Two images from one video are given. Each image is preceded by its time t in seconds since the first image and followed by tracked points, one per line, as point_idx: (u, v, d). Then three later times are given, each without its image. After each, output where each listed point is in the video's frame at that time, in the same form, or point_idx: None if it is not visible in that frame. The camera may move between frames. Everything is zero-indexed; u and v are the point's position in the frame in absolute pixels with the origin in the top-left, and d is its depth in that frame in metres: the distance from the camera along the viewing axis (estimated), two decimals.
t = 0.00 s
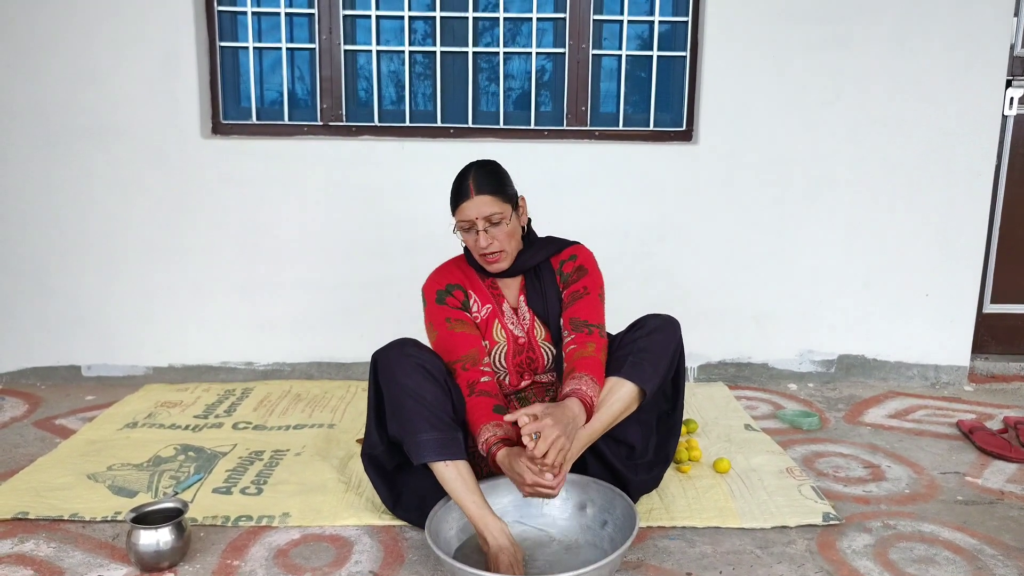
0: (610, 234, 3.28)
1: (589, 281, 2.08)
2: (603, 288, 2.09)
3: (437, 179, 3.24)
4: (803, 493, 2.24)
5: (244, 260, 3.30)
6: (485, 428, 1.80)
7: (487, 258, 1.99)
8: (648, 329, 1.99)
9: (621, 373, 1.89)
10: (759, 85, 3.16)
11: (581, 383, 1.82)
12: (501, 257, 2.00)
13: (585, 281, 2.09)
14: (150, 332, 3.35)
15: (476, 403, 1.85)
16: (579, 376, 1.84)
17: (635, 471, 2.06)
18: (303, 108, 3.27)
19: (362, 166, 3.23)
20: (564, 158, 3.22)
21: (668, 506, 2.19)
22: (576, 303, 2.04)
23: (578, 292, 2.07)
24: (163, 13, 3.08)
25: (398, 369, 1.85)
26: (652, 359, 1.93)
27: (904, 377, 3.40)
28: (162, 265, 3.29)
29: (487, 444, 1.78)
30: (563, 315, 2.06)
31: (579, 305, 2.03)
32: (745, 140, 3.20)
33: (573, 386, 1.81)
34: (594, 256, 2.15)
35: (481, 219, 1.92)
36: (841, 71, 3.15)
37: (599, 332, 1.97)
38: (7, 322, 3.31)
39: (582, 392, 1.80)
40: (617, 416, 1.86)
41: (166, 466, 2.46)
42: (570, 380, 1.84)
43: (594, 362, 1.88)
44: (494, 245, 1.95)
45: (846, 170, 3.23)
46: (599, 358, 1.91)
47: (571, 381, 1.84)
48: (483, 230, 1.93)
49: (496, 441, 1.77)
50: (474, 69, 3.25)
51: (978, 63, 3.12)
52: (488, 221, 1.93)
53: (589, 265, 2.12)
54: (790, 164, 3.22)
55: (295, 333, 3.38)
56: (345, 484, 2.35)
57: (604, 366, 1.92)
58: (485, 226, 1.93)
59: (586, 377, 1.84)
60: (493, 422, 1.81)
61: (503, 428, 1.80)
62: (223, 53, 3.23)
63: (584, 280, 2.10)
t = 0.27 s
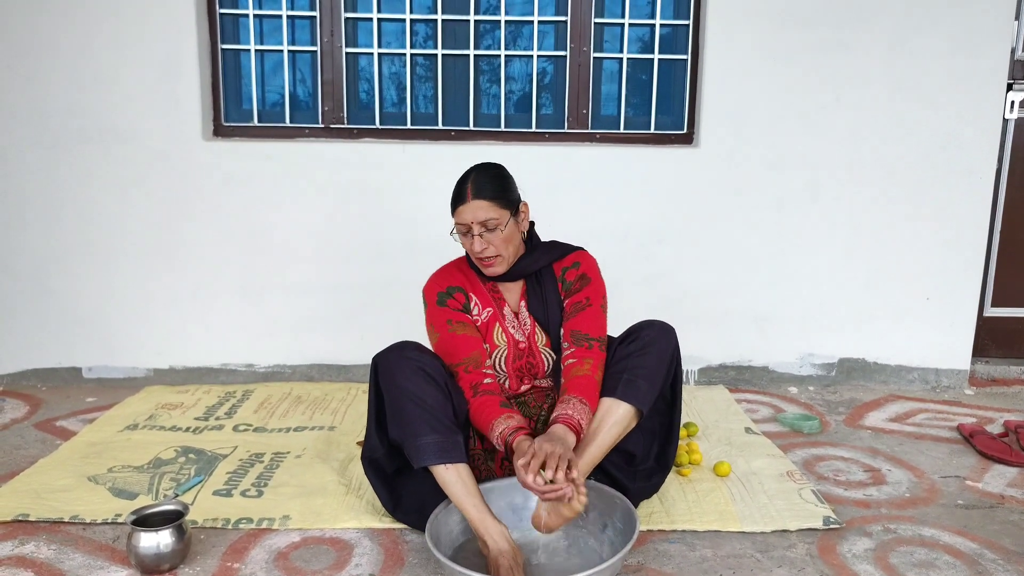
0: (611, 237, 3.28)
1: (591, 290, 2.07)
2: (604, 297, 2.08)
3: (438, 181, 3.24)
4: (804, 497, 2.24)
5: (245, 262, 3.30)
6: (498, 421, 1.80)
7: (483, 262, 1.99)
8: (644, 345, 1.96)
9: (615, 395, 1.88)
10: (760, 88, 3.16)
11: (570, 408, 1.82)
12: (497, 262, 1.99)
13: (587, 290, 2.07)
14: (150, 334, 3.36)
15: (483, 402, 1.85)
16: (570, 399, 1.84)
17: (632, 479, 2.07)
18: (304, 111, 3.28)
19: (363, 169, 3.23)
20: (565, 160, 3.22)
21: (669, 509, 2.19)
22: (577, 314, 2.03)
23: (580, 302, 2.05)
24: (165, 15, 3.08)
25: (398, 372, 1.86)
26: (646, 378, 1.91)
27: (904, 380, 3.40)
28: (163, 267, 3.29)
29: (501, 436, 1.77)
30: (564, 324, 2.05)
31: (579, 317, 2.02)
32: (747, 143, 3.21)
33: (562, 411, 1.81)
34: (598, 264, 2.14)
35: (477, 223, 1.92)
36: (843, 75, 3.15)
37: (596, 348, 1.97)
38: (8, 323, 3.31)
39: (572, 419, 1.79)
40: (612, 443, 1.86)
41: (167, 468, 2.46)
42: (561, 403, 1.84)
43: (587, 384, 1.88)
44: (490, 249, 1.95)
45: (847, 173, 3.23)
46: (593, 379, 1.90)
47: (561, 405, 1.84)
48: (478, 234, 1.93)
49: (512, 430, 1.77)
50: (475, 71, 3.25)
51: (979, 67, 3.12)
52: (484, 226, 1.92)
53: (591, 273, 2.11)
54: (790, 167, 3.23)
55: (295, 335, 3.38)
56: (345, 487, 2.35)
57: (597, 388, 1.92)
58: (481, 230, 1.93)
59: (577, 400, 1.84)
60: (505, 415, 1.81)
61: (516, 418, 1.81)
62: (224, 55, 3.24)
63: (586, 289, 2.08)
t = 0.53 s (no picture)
0: (613, 239, 3.28)
1: (594, 293, 2.07)
2: (607, 300, 2.08)
3: (440, 183, 3.25)
4: (806, 500, 2.24)
5: (247, 263, 3.30)
6: (491, 433, 1.80)
7: (489, 262, 2.00)
8: (647, 373, 1.94)
9: (617, 423, 1.86)
10: (762, 90, 3.16)
11: (563, 413, 1.85)
12: (504, 261, 2.00)
13: (590, 293, 2.08)
14: (153, 335, 3.36)
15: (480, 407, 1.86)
16: (566, 404, 1.87)
17: (627, 491, 2.08)
18: (307, 112, 3.29)
19: (365, 170, 3.24)
20: (567, 162, 3.23)
21: (670, 511, 2.19)
22: (579, 320, 2.03)
23: (583, 306, 2.06)
24: (169, 17, 3.09)
25: (399, 374, 1.87)
26: (649, 404, 1.90)
27: (906, 383, 3.40)
28: (166, 268, 3.30)
29: (493, 448, 1.78)
30: (567, 329, 2.05)
31: (583, 322, 2.02)
32: (749, 145, 3.21)
33: (556, 415, 1.85)
34: (602, 266, 2.15)
35: (484, 221, 1.94)
36: (845, 77, 3.15)
37: (598, 354, 1.98)
38: (12, 324, 3.32)
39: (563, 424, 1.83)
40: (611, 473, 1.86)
41: (170, 469, 2.46)
42: (557, 406, 1.88)
43: (586, 389, 1.91)
44: (497, 248, 1.96)
45: (849, 175, 3.23)
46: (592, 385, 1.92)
47: (557, 408, 1.88)
48: (486, 232, 1.94)
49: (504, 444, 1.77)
50: (477, 73, 3.26)
51: (981, 70, 3.13)
52: (492, 224, 1.94)
53: (594, 275, 2.11)
54: (792, 169, 3.23)
55: (298, 337, 3.39)
56: (347, 488, 2.35)
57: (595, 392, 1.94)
58: (489, 228, 1.94)
59: (572, 406, 1.87)
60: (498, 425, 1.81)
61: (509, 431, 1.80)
62: (228, 57, 3.25)
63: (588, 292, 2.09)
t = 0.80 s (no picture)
0: (613, 238, 3.28)
1: (600, 309, 2.04)
2: (613, 317, 2.05)
3: (440, 183, 3.25)
4: (805, 499, 2.24)
5: (248, 262, 3.31)
6: (503, 442, 1.79)
7: (502, 269, 1.96)
8: (650, 383, 1.94)
9: (619, 433, 1.88)
10: (763, 91, 3.17)
11: (581, 453, 1.79)
12: (517, 270, 1.97)
13: (596, 309, 2.04)
14: (154, 335, 3.36)
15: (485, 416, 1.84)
16: (580, 440, 1.81)
17: (631, 498, 2.10)
18: (308, 112, 3.29)
19: (366, 170, 3.24)
20: (567, 162, 3.23)
21: (670, 511, 2.20)
22: (583, 335, 1.99)
23: (587, 321, 2.02)
24: (169, 17, 3.10)
25: (387, 380, 1.88)
26: (652, 413, 1.92)
27: (906, 383, 3.40)
28: (166, 267, 3.30)
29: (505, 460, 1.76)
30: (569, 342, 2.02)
31: (586, 337, 1.98)
32: (749, 145, 3.21)
33: (574, 456, 1.78)
34: (609, 282, 2.11)
35: (502, 229, 1.91)
36: (845, 78, 3.15)
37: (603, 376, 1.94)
38: (12, 324, 3.32)
39: (582, 464, 1.77)
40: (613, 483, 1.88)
41: (170, 468, 2.47)
42: (570, 443, 1.81)
43: (596, 420, 1.86)
44: (513, 256, 1.94)
45: (849, 175, 3.23)
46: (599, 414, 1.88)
47: (571, 446, 1.81)
48: (503, 239, 1.91)
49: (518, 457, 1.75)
50: (478, 73, 3.26)
51: (981, 71, 3.13)
52: (509, 231, 1.91)
53: (601, 291, 2.07)
54: (792, 169, 3.23)
55: (298, 336, 3.39)
56: (347, 487, 2.36)
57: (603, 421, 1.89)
58: (506, 235, 1.91)
59: (587, 441, 1.81)
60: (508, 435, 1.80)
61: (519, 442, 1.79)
62: (228, 56, 3.25)
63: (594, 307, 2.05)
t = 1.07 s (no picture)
0: (613, 235, 3.29)
1: (605, 315, 2.04)
2: (618, 323, 2.05)
3: (440, 180, 3.25)
4: (805, 495, 2.25)
5: (248, 260, 3.31)
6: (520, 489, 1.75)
7: (517, 281, 1.96)
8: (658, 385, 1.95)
9: (626, 434, 1.89)
10: (762, 87, 3.17)
11: (578, 469, 1.79)
12: (531, 283, 1.97)
13: (601, 316, 2.04)
14: (154, 333, 3.37)
15: (503, 443, 1.81)
16: (578, 455, 1.81)
17: (636, 499, 2.10)
18: (307, 110, 3.29)
19: (366, 167, 3.24)
20: (566, 159, 3.23)
21: (671, 507, 2.20)
22: (587, 341, 1.99)
23: (592, 328, 2.01)
24: (168, 15, 3.09)
25: (394, 372, 1.89)
26: (659, 415, 1.92)
27: (905, 378, 3.41)
28: (166, 265, 3.30)
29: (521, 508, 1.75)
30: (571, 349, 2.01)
31: (589, 344, 1.97)
32: (749, 142, 3.21)
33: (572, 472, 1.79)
34: (616, 286, 2.12)
35: (523, 241, 1.90)
36: (844, 75, 3.15)
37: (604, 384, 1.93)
38: (13, 323, 3.32)
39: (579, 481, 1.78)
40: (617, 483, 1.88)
41: (172, 466, 2.47)
42: (568, 457, 1.81)
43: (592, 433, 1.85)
44: (530, 269, 1.93)
45: (849, 171, 3.24)
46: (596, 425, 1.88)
47: (569, 461, 1.81)
48: (522, 252, 1.91)
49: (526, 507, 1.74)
50: (477, 70, 3.26)
51: (980, 67, 3.13)
52: (529, 244, 1.91)
53: (608, 296, 2.07)
54: (792, 165, 3.23)
55: (298, 333, 3.39)
56: (348, 484, 2.36)
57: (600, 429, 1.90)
58: (526, 248, 1.91)
59: (585, 457, 1.81)
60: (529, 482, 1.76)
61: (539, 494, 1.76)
62: (227, 55, 3.24)
63: (601, 313, 2.06)
